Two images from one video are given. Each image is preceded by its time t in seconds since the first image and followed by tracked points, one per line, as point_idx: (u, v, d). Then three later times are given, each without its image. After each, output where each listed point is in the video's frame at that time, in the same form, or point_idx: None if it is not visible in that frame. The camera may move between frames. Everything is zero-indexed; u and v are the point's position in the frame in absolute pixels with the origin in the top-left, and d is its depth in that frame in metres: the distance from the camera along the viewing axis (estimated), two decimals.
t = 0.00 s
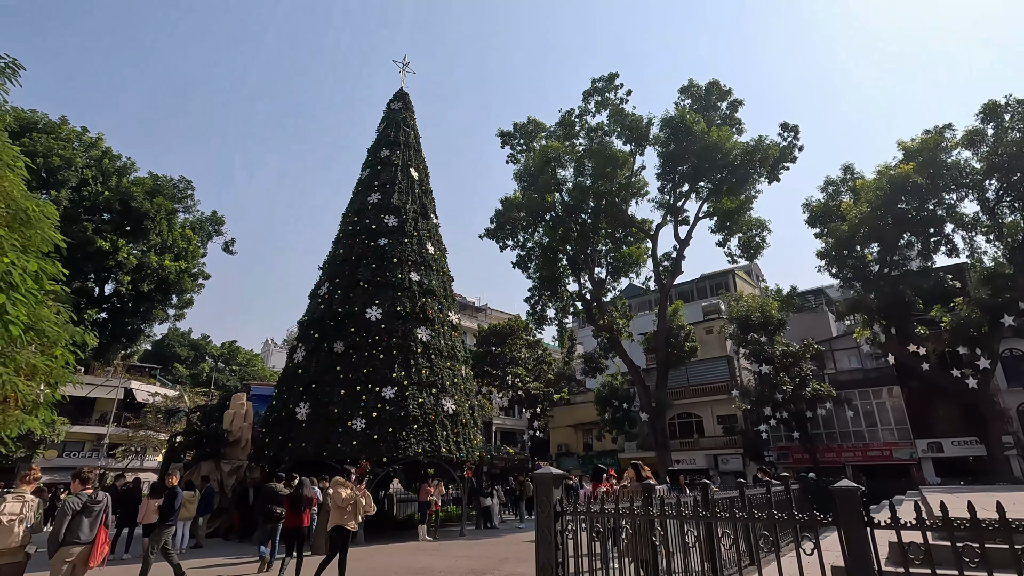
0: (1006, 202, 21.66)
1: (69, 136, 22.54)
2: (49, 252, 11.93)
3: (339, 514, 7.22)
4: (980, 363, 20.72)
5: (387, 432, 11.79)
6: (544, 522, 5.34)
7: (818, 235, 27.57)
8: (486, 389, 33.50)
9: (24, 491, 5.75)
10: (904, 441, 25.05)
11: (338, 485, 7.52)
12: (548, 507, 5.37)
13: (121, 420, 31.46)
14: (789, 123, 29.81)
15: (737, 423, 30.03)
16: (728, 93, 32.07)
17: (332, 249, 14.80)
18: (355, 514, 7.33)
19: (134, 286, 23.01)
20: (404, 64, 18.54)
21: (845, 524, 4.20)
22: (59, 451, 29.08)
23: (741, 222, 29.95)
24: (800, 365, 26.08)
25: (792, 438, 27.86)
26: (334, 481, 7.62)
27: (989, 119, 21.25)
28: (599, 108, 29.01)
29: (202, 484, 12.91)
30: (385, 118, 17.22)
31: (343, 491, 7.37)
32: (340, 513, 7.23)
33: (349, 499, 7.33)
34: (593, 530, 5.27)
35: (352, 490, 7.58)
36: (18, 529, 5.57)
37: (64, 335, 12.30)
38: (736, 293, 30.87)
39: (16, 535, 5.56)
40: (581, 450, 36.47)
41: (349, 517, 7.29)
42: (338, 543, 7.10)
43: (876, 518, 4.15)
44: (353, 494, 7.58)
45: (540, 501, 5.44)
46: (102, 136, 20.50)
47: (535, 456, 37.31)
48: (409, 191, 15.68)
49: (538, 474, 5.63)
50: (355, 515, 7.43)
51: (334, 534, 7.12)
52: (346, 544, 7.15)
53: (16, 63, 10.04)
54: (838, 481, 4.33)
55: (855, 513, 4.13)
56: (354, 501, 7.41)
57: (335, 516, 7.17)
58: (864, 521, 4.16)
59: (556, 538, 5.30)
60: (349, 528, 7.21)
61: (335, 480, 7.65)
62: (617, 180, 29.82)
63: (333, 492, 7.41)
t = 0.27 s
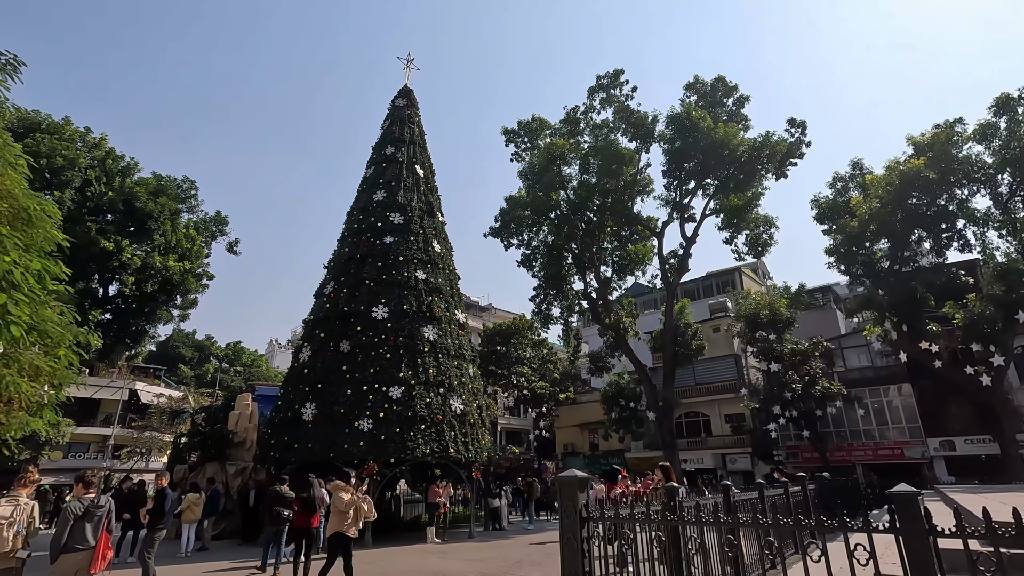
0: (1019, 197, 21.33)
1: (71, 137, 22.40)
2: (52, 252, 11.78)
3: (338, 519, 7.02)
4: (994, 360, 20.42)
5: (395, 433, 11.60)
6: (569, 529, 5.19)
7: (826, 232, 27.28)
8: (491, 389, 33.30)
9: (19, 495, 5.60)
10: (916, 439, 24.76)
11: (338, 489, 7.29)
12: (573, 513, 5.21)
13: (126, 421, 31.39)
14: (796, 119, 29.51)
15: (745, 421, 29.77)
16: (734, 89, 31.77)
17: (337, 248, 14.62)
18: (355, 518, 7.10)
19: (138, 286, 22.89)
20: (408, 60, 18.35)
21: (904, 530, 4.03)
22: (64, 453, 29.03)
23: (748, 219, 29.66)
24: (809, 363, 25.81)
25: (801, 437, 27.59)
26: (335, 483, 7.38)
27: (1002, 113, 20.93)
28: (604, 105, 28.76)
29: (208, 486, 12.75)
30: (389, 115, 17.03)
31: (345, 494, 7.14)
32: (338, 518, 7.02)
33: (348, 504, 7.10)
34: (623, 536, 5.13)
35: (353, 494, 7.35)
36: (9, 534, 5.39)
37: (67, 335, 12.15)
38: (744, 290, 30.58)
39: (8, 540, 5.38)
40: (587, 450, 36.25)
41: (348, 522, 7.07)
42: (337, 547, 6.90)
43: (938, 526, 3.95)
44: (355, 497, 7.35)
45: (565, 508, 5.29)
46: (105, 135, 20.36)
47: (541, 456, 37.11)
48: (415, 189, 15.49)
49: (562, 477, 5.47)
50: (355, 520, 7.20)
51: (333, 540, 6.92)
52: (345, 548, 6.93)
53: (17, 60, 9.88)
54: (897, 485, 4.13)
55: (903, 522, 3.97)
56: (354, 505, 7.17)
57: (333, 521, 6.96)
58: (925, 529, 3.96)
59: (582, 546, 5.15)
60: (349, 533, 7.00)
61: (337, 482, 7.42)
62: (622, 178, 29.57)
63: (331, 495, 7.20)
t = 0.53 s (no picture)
0: None
1: (75, 134, 22.29)
2: (55, 247, 11.65)
3: (336, 517, 6.80)
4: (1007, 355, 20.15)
5: (402, 429, 11.44)
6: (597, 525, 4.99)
7: (834, 226, 27.02)
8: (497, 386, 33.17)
9: (23, 491, 5.46)
10: (926, 435, 24.51)
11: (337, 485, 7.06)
12: (602, 508, 5.01)
13: (131, 419, 31.36)
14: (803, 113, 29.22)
15: (752, 418, 29.56)
16: (740, 83, 31.49)
17: (343, 243, 14.47)
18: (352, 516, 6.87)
19: (142, 284, 22.81)
20: (412, 54, 18.16)
21: (971, 525, 3.77)
22: (69, 452, 29.02)
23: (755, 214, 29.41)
24: (817, 358, 25.60)
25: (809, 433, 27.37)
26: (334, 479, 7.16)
27: (1014, 104, 20.63)
28: (609, 100, 28.53)
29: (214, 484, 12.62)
30: (394, 108, 16.85)
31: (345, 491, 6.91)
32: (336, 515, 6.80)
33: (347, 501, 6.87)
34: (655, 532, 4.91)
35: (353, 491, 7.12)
36: (13, 530, 5.23)
37: (72, 332, 12.03)
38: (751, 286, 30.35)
39: (12, 536, 5.22)
40: (593, 447, 36.09)
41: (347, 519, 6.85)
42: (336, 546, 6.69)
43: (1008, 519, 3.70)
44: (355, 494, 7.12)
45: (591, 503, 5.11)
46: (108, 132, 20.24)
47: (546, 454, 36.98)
48: (421, 183, 15.32)
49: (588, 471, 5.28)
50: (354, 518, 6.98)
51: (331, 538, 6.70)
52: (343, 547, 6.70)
53: (18, 52, 9.74)
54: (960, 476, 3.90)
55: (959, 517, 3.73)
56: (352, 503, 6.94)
57: (331, 519, 6.75)
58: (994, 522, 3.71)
59: (612, 544, 4.95)
60: (347, 532, 6.79)
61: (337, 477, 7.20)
62: (627, 173, 29.35)
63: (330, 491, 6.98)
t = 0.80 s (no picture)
0: None
1: (77, 130, 22.12)
2: (58, 242, 11.51)
3: (341, 516, 6.59)
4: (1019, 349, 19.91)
5: (410, 425, 11.29)
6: (630, 524, 4.79)
7: (842, 221, 26.76)
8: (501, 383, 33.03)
9: (30, 488, 5.31)
10: (936, 431, 24.28)
11: (343, 483, 6.85)
12: (636, 507, 4.80)
13: (136, 416, 31.32)
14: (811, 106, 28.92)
15: (759, 414, 29.37)
16: (747, 76, 31.20)
17: (348, 237, 14.30)
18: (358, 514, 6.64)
19: (146, 281, 22.70)
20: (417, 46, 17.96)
21: None
22: (74, 449, 28.99)
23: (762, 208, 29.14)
24: (825, 354, 25.39)
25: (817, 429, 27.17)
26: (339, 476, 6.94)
27: None
28: (614, 93, 28.27)
29: (219, 481, 12.49)
30: (399, 101, 16.66)
31: (351, 489, 6.69)
32: (341, 514, 6.58)
33: (353, 499, 6.65)
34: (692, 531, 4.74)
35: (360, 489, 6.90)
36: (20, 529, 5.09)
37: (75, 327, 11.89)
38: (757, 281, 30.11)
39: (19, 535, 5.08)
40: (598, 443, 35.95)
41: (353, 518, 6.63)
42: (342, 545, 6.47)
43: None
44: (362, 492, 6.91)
45: (623, 500, 4.90)
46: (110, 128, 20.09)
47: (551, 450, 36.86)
48: (426, 177, 15.14)
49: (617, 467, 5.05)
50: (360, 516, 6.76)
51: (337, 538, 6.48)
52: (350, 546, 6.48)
53: (19, 43, 9.57)
54: None
55: (1008, 517, 3.56)
56: (358, 501, 6.72)
57: (338, 517, 6.53)
58: None
59: (648, 545, 4.75)
60: (353, 530, 6.57)
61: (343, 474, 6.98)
62: (633, 168, 29.10)
63: (335, 489, 6.77)
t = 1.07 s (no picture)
0: None
1: (77, 124, 21.90)
2: (58, 233, 11.31)
3: (348, 509, 6.40)
4: None
5: (415, 419, 11.13)
6: (662, 517, 4.63)
7: (849, 215, 26.54)
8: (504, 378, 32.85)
9: (29, 480, 5.12)
10: (943, 427, 24.12)
11: (351, 476, 6.68)
12: (667, 500, 4.64)
13: (137, 412, 31.20)
14: (817, 100, 28.66)
15: (763, 410, 29.20)
16: (752, 70, 30.92)
17: (351, 230, 14.10)
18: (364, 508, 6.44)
19: (147, 276, 22.52)
20: (421, 37, 17.75)
21: None
22: (75, 444, 28.89)
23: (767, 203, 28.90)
24: (831, 349, 25.21)
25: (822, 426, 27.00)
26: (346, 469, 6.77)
27: None
28: (618, 87, 28.02)
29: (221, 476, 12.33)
30: (402, 93, 16.45)
31: (359, 482, 6.52)
32: (347, 508, 6.40)
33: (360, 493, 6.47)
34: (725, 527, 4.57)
35: (367, 483, 6.73)
36: (20, 522, 4.90)
37: (76, 320, 11.70)
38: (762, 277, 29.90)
39: (18, 529, 4.89)
40: (600, 440, 35.80)
41: (360, 512, 6.45)
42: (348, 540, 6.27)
43: None
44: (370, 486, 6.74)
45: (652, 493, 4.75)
46: (111, 120, 19.88)
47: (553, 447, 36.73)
48: (431, 169, 14.95)
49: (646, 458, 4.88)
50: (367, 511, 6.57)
51: (344, 532, 6.29)
52: (357, 541, 6.28)
53: (17, 28, 9.36)
54: None
55: None
56: (365, 495, 6.53)
57: (344, 511, 6.34)
58: None
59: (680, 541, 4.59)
60: (360, 525, 6.37)
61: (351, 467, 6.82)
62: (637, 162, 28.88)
63: (342, 482, 6.60)
